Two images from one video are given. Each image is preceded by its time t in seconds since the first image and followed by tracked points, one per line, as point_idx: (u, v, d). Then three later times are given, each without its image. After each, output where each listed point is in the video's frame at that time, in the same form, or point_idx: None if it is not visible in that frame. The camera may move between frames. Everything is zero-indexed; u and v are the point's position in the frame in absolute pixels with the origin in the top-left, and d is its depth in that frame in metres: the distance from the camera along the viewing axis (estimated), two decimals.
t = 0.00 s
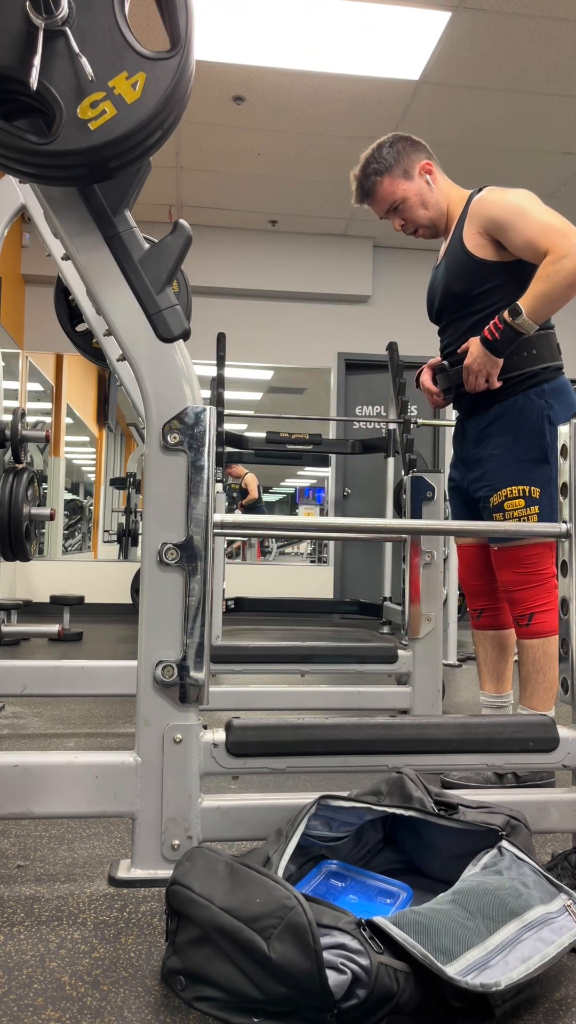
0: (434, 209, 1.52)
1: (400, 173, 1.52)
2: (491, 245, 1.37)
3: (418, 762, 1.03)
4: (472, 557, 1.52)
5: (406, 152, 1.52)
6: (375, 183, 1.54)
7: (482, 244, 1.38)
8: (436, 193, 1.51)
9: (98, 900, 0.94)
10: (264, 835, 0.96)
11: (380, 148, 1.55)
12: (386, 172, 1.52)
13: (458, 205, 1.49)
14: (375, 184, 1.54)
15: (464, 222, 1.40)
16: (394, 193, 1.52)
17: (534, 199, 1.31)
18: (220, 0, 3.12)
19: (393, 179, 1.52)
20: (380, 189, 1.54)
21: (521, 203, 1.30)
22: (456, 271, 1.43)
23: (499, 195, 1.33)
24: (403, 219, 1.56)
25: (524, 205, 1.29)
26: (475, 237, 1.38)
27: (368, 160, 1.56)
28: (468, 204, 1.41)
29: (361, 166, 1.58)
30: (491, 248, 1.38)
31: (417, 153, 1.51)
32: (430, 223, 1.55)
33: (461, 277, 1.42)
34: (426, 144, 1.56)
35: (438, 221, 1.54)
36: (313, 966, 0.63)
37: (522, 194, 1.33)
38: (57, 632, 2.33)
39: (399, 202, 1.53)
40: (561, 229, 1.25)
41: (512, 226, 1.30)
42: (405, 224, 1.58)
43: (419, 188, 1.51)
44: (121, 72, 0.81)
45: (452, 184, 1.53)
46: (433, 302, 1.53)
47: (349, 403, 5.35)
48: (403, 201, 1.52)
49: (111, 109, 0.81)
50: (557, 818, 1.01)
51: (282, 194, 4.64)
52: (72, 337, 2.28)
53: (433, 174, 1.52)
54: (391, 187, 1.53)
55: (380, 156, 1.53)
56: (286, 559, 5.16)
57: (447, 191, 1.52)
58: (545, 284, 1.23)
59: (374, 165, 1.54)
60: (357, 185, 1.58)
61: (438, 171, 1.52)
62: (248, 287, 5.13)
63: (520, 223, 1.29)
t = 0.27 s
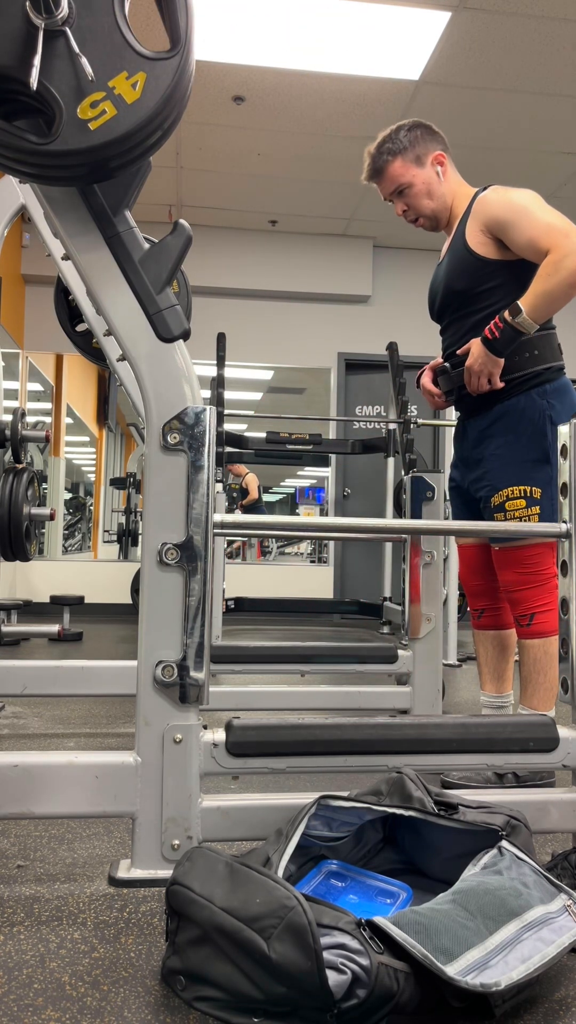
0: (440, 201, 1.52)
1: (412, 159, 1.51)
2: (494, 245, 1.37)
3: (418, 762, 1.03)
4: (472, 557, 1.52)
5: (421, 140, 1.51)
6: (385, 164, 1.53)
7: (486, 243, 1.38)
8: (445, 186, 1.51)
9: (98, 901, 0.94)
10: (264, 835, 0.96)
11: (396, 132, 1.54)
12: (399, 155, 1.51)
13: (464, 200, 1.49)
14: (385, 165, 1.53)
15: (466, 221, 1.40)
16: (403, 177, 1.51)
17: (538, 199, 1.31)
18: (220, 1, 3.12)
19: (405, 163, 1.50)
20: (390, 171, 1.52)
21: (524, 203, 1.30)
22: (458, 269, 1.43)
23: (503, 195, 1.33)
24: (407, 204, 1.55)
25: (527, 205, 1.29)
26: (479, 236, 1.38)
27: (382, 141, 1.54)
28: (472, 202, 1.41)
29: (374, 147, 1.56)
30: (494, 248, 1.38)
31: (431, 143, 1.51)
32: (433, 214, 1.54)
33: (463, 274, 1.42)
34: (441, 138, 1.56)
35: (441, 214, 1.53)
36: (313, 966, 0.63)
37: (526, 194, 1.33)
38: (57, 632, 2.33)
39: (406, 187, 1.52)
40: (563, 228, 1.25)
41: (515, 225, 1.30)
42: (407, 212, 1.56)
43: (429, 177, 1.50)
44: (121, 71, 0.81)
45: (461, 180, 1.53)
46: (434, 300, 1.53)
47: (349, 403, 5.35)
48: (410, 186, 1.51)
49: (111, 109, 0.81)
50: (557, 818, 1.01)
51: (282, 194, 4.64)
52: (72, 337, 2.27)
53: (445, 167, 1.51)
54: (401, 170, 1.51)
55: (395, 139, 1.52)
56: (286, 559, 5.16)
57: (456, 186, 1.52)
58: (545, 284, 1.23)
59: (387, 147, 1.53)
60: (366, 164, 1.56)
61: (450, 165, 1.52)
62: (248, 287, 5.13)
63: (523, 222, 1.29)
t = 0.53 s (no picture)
0: (457, 196, 1.51)
1: (434, 149, 1.48)
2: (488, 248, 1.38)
3: (418, 762, 1.03)
4: (473, 556, 1.52)
5: (444, 131, 1.49)
6: (406, 151, 1.49)
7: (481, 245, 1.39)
8: (463, 182, 1.50)
9: (98, 900, 0.94)
10: (264, 835, 0.96)
11: (418, 120, 1.51)
12: (422, 144, 1.48)
13: (481, 197, 1.49)
14: (406, 152, 1.49)
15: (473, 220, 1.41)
16: (423, 166, 1.48)
17: (526, 211, 1.31)
18: (220, 1, 3.12)
19: (427, 152, 1.48)
20: (411, 159, 1.48)
21: (513, 212, 1.30)
22: (462, 267, 1.43)
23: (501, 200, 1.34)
24: (422, 194, 1.52)
25: (512, 217, 1.30)
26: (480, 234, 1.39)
27: (404, 128, 1.51)
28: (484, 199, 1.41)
29: (395, 132, 1.52)
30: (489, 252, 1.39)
31: (453, 137, 1.49)
32: (447, 208, 1.52)
33: (467, 272, 1.43)
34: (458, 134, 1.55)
35: (455, 209, 1.52)
36: (313, 966, 0.63)
37: (524, 202, 1.32)
38: (57, 632, 2.33)
39: (425, 177, 1.49)
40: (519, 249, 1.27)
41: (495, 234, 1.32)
42: (421, 202, 1.54)
43: (449, 170, 1.49)
44: (121, 71, 0.81)
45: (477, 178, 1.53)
46: (439, 297, 1.53)
47: (349, 403, 5.35)
48: (429, 177, 1.49)
49: (111, 109, 0.81)
50: (557, 818, 1.01)
51: (282, 194, 4.64)
52: (72, 337, 2.27)
53: (463, 162, 1.50)
54: (423, 157, 1.48)
55: (418, 127, 1.49)
56: (286, 559, 5.16)
57: (472, 183, 1.52)
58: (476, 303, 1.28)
59: (409, 133, 1.49)
60: (385, 149, 1.52)
61: (468, 162, 1.51)
62: (248, 287, 5.13)
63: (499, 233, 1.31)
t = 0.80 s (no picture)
0: (466, 195, 1.51)
1: (446, 146, 1.48)
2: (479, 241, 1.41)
3: (418, 762, 1.03)
4: (474, 556, 1.52)
5: (456, 128, 1.49)
6: (417, 146, 1.48)
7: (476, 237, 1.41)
8: (473, 181, 1.51)
9: (98, 900, 0.94)
10: (264, 835, 0.96)
11: (429, 116, 1.50)
12: (435, 140, 1.47)
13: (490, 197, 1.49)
14: (418, 147, 1.48)
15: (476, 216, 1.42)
16: (435, 162, 1.47)
17: (507, 210, 1.32)
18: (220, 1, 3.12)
19: (439, 149, 1.47)
20: (422, 154, 1.48)
21: (494, 210, 1.32)
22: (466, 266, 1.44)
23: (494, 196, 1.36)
24: (432, 192, 1.51)
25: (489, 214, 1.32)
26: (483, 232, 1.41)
27: (415, 124, 1.50)
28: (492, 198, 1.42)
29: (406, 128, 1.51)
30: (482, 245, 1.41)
31: (465, 135, 1.49)
32: (455, 206, 1.53)
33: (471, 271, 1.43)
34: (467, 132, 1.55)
35: (464, 207, 1.52)
36: (313, 966, 0.63)
37: (513, 201, 1.33)
38: (57, 632, 2.33)
39: (436, 174, 1.48)
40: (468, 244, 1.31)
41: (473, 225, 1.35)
42: (430, 198, 1.53)
43: (460, 168, 1.49)
44: (121, 71, 0.81)
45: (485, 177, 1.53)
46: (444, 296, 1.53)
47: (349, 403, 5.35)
48: (440, 174, 1.48)
49: (111, 109, 0.81)
50: (557, 818, 1.01)
51: (282, 194, 4.64)
52: (72, 337, 2.28)
53: (473, 160, 1.51)
54: (435, 154, 1.47)
55: (430, 122, 1.49)
56: (286, 559, 5.16)
57: (481, 182, 1.53)
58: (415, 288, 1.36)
59: (421, 129, 1.49)
60: (396, 143, 1.51)
61: (478, 160, 1.51)
62: (248, 287, 5.13)
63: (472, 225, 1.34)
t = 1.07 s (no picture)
0: (465, 195, 1.51)
1: (445, 146, 1.48)
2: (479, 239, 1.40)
3: (418, 762, 1.03)
4: (474, 556, 1.51)
5: (456, 128, 1.49)
6: (417, 146, 1.48)
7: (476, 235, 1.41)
8: (472, 181, 1.51)
9: (98, 901, 0.94)
10: (264, 835, 0.96)
11: (429, 115, 1.50)
12: (434, 140, 1.47)
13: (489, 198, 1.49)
14: (417, 147, 1.48)
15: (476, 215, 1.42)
16: (434, 162, 1.47)
17: (506, 209, 1.32)
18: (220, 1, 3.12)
19: (439, 149, 1.47)
20: (422, 154, 1.48)
21: (494, 209, 1.32)
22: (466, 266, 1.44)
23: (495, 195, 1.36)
24: (431, 192, 1.52)
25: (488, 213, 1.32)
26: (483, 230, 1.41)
27: (415, 123, 1.50)
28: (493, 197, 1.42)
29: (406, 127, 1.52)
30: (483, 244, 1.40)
31: (464, 135, 1.49)
32: (454, 207, 1.53)
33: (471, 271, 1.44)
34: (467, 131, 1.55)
35: (463, 207, 1.53)
36: (313, 966, 0.63)
37: (514, 200, 1.33)
38: (57, 632, 2.33)
39: (435, 174, 1.48)
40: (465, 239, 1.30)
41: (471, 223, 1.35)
42: (429, 198, 1.53)
43: (459, 168, 1.49)
44: (121, 71, 0.81)
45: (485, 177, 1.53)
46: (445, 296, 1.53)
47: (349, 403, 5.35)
48: (439, 174, 1.48)
49: (111, 109, 0.81)
50: (557, 818, 1.01)
51: (282, 194, 4.64)
52: (72, 337, 2.28)
53: (473, 160, 1.50)
54: (434, 154, 1.47)
55: (429, 122, 1.49)
56: (286, 559, 5.16)
57: (480, 182, 1.53)
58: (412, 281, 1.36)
59: (421, 129, 1.49)
60: (396, 143, 1.51)
61: (477, 160, 1.51)
62: (247, 287, 5.13)
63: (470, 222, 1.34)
